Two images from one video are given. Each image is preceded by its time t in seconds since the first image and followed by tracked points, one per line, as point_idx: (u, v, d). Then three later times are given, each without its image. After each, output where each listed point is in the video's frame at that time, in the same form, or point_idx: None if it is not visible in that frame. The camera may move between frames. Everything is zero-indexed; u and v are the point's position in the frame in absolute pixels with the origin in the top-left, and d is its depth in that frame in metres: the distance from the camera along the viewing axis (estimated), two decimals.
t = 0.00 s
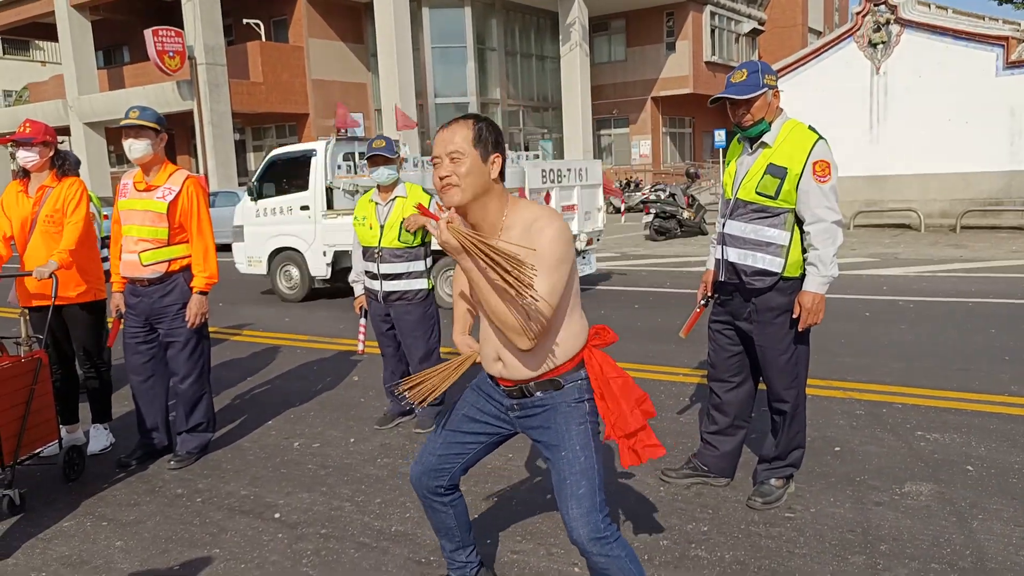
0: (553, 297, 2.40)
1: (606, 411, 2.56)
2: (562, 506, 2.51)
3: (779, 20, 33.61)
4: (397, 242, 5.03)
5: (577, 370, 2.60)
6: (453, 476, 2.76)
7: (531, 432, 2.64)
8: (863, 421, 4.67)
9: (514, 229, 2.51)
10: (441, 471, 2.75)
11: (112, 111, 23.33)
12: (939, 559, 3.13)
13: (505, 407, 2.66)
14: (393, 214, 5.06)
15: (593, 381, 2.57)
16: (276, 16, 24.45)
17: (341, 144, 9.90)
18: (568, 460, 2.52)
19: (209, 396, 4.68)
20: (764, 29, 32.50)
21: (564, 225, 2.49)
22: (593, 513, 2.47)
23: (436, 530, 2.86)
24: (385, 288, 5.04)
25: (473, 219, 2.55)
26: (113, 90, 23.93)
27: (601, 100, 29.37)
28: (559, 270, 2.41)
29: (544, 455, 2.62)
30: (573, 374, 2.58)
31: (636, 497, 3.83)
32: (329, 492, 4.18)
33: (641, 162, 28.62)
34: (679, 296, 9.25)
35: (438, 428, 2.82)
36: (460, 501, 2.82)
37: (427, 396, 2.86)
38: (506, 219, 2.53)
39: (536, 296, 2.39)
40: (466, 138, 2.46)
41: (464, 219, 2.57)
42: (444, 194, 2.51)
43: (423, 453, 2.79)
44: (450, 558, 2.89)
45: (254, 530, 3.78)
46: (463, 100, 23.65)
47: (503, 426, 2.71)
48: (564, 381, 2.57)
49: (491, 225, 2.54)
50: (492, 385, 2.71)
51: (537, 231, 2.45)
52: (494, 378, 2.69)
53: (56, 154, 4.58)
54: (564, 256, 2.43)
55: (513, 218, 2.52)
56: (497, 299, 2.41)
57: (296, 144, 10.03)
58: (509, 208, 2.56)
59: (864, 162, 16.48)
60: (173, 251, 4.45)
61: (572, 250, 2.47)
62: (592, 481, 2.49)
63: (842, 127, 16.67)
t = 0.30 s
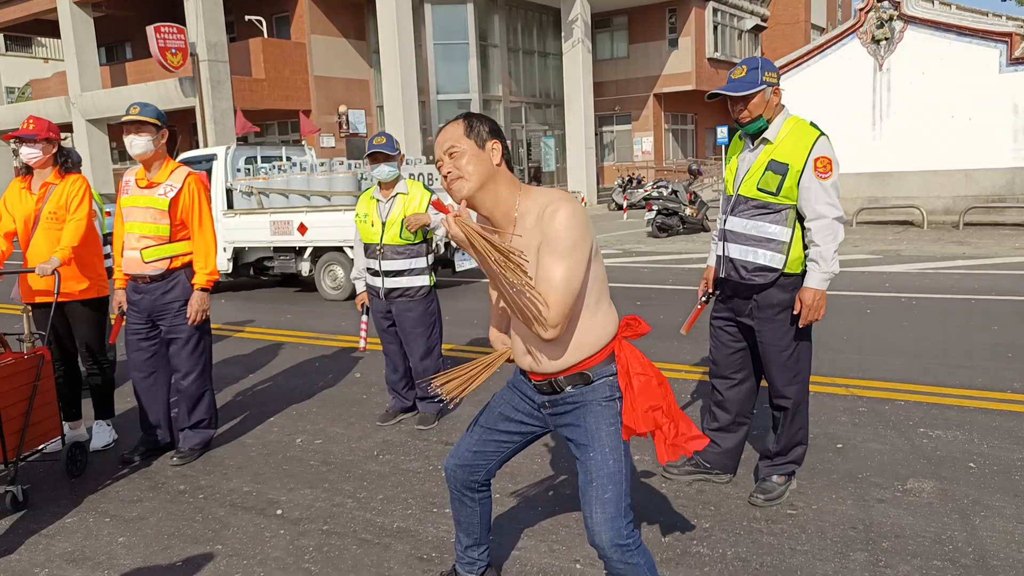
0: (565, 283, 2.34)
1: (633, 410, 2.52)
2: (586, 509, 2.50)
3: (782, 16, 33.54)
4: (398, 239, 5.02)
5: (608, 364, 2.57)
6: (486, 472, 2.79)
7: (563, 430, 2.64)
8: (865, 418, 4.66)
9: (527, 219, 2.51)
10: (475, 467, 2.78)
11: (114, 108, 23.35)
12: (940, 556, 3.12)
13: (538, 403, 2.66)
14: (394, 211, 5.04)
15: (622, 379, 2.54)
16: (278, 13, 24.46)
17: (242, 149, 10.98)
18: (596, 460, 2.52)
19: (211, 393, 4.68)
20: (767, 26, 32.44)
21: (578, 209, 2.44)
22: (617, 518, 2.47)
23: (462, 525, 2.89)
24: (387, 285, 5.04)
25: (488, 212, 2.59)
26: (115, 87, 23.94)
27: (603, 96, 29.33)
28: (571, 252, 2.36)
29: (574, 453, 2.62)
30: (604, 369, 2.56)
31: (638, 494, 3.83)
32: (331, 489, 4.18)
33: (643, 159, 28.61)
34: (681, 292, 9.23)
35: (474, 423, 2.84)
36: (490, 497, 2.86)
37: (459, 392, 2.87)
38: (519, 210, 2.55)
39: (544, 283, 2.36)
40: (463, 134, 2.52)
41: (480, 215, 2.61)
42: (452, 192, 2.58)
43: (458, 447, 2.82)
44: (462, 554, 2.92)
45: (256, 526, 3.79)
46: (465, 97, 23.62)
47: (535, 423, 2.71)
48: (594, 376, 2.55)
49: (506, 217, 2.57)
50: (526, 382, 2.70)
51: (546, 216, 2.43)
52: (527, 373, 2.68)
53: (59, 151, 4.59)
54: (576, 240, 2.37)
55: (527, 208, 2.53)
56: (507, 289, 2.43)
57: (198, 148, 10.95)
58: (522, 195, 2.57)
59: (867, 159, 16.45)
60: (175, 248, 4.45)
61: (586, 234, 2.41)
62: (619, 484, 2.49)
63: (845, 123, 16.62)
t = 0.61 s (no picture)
0: (561, 288, 2.41)
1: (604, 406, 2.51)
2: (571, 502, 2.49)
3: (783, 15, 33.51)
4: (399, 238, 5.02)
5: (587, 364, 2.60)
6: (460, 469, 2.78)
7: (542, 427, 2.64)
8: (866, 417, 4.66)
9: (525, 220, 2.54)
10: (448, 465, 2.77)
11: (115, 106, 23.33)
12: (942, 555, 3.12)
13: (516, 401, 2.67)
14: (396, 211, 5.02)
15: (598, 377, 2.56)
16: (279, 11, 24.47)
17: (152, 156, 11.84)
18: (579, 453, 2.52)
19: (212, 391, 4.69)
20: (768, 25, 32.43)
21: (576, 216, 2.50)
22: (602, 507, 2.46)
23: (443, 524, 2.87)
24: (387, 284, 5.03)
25: (485, 210, 2.60)
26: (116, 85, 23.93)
27: (604, 96, 29.31)
28: (568, 261, 2.41)
29: (553, 449, 2.62)
30: (582, 367, 2.58)
31: (639, 493, 3.83)
32: (332, 487, 4.18)
33: (644, 158, 28.63)
34: (681, 291, 9.23)
35: (448, 422, 2.84)
36: (466, 496, 2.84)
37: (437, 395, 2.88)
38: (518, 211, 2.57)
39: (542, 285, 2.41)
40: (471, 132, 2.50)
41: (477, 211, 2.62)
42: (453, 187, 2.56)
43: (431, 447, 2.81)
44: (455, 553, 2.91)
45: (257, 525, 3.79)
46: (466, 95, 23.60)
47: (511, 422, 2.72)
48: (574, 372, 2.57)
49: (503, 216, 2.59)
50: (504, 380, 2.72)
51: (546, 223, 2.46)
52: (506, 372, 2.70)
53: (62, 149, 4.59)
54: (574, 246, 2.43)
55: (526, 210, 2.55)
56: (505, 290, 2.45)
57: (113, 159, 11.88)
58: (521, 199, 2.59)
59: (867, 158, 16.44)
60: (177, 246, 4.45)
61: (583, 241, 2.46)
62: (601, 475, 2.49)
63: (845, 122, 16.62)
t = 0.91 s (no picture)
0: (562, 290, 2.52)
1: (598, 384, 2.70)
2: (575, 478, 2.57)
3: (787, 16, 33.47)
4: (403, 239, 5.02)
5: (571, 352, 2.74)
6: (445, 478, 2.75)
7: (527, 417, 2.69)
8: (871, 419, 4.65)
9: (518, 225, 2.62)
10: (433, 476, 2.74)
11: (121, 106, 23.38)
12: (948, 558, 3.11)
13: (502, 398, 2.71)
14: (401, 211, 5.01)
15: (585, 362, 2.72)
16: (284, 12, 24.51)
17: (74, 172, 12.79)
18: (573, 430, 2.59)
19: (216, 391, 4.69)
20: (772, 25, 32.38)
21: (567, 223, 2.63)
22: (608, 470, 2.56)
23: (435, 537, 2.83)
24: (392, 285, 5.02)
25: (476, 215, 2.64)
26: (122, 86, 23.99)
27: (609, 96, 29.28)
28: (568, 264, 2.54)
29: (543, 436, 2.67)
30: (566, 354, 2.71)
31: (644, 494, 3.83)
32: (337, 488, 4.18)
33: (648, 159, 28.60)
34: (686, 293, 9.22)
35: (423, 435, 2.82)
36: (452, 505, 2.81)
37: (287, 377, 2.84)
38: (508, 217, 2.64)
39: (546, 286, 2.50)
40: (468, 139, 2.54)
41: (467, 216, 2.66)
42: (447, 192, 2.58)
43: (409, 462, 2.77)
44: (454, 559, 2.88)
45: (262, 525, 3.79)
46: (471, 96, 23.59)
47: (494, 420, 2.76)
48: (556, 355, 2.67)
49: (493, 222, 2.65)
50: (480, 377, 2.77)
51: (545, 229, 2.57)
52: (484, 370, 2.74)
53: (67, 149, 4.60)
54: (570, 250, 2.56)
55: (517, 216, 2.63)
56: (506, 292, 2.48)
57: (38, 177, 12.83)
58: (512, 203, 2.66)
59: (872, 159, 16.41)
60: (183, 247, 4.46)
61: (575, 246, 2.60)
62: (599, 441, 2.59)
63: (850, 122, 16.59)
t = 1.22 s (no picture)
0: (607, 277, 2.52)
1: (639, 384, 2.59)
2: (619, 493, 2.56)
3: (791, 13, 33.39)
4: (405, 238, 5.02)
5: (625, 349, 2.67)
6: (494, 463, 2.83)
7: (584, 415, 2.70)
8: (876, 416, 4.64)
9: (566, 210, 2.63)
10: (483, 459, 2.82)
11: (125, 107, 23.43)
12: (954, 555, 3.10)
13: (555, 386, 2.72)
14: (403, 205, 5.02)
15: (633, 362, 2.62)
16: (286, 12, 24.55)
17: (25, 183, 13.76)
18: (626, 446, 2.58)
19: (221, 391, 4.69)
20: (776, 22, 32.30)
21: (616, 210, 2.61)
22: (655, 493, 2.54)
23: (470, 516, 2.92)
24: (395, 283, 5.03)
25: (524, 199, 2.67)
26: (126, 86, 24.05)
27: (612, 94, 29.22)
28: (613, 252, 2.53)
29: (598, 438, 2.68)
30: (622, 352, 2.66)
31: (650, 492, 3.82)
32: (341, 486, 4.18)
33: (652, 157, 28.51)
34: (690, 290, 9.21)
35: (480, 415, 2.86)
36: (496, 488, 2.90)
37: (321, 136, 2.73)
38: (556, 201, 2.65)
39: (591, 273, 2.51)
40: (517, 126, 2.55)
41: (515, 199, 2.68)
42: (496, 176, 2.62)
43: (464, 442, 2.85)
44: (481, 545, 2.96)
45: (267, 524, 3.80)
46: (474, 95, 23.55)
47: (551, 407, 2.78)
48: (614, 357, 2.64)
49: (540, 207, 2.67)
50: (541, 365, 2.77)
51: (592, 213, 2.57)
52: (543, 356, 2.75)
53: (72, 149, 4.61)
54: (616, 238, 2.55)
55: (565, 201, 2.64)
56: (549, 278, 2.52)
57: None
58: (561, 187, 2.67)
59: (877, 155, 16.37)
60: (187, 246, 4.46)
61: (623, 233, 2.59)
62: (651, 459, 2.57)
63: (854, 119, 16.55)
